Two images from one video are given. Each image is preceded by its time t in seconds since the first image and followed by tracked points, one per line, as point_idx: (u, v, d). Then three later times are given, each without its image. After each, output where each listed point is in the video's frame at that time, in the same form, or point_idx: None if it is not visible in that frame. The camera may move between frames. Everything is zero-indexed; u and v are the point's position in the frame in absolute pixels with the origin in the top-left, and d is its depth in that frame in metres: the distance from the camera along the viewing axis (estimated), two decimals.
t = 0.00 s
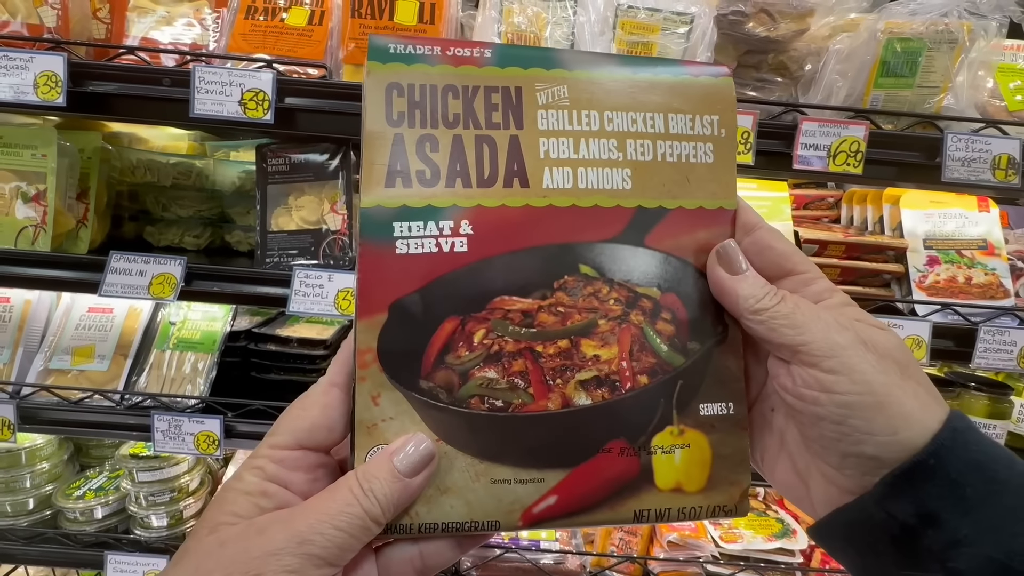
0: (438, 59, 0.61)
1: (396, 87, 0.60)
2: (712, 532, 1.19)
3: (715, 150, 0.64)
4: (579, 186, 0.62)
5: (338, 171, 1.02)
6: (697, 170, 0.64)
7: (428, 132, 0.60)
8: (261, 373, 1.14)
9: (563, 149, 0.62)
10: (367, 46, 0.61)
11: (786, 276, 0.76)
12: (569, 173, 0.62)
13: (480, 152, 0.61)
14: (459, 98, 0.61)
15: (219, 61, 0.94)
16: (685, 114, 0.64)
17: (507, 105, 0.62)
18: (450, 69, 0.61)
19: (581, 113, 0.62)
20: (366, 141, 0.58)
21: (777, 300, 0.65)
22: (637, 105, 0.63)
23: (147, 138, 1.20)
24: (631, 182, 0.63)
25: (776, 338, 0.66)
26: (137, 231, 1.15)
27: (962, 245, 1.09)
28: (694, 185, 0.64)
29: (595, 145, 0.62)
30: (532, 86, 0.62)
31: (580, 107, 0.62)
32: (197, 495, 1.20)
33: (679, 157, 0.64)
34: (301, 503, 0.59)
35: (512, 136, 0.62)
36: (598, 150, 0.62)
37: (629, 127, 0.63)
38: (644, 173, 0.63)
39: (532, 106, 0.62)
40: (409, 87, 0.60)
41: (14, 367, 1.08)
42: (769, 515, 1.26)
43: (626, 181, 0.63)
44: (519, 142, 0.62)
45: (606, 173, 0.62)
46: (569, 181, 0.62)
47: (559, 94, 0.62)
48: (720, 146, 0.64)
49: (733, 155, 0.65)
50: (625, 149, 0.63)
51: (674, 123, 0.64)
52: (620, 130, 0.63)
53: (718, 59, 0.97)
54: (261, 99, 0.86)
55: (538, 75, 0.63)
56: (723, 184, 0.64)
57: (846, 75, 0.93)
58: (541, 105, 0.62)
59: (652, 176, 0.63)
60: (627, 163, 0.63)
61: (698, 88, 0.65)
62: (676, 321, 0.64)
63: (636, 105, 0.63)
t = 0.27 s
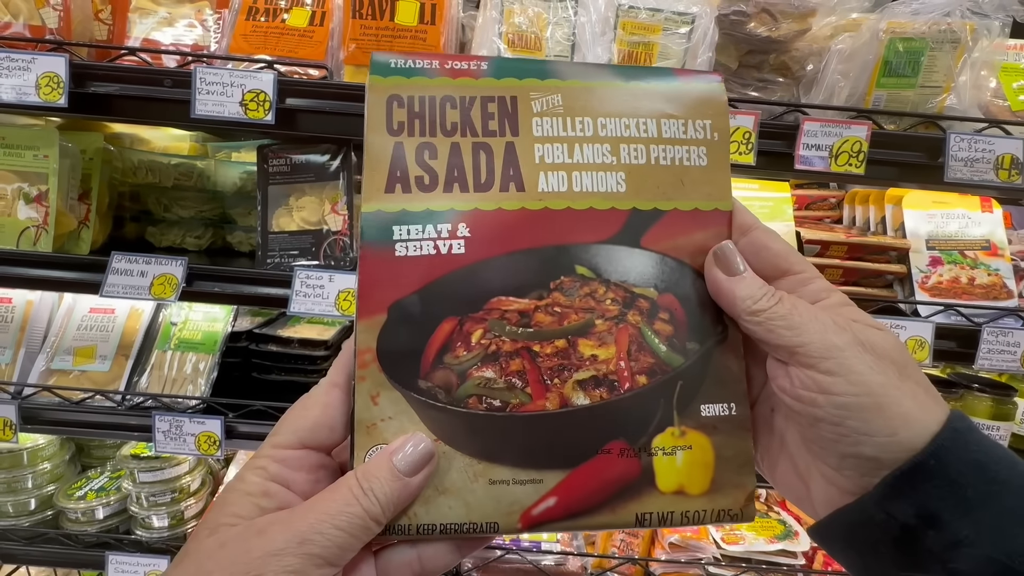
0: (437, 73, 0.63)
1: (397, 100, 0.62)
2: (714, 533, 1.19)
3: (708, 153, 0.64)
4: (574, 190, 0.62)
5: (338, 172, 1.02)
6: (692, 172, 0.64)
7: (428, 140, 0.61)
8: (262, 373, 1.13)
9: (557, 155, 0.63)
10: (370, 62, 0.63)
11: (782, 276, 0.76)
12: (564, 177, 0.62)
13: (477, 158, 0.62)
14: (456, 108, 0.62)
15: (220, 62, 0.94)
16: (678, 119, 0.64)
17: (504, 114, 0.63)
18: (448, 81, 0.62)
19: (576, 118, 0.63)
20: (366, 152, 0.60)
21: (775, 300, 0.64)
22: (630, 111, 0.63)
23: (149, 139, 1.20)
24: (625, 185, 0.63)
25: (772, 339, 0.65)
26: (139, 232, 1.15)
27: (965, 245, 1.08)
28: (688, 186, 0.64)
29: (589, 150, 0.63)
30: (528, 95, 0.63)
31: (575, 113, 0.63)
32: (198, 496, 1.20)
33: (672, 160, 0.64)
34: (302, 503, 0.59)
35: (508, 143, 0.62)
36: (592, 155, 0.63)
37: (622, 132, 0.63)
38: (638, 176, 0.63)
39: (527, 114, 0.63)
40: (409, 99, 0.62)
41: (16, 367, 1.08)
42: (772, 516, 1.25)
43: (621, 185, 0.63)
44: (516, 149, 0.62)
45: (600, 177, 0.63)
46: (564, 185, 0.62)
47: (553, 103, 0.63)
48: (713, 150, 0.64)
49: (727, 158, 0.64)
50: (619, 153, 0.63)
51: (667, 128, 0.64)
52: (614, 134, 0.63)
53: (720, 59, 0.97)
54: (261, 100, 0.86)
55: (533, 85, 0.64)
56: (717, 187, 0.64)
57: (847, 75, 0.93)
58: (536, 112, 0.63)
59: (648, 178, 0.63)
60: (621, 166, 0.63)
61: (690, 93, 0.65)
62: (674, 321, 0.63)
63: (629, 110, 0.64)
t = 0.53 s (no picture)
0: (443, 99, 0.65)
1: (407, 123, 0.64)
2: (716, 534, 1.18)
3: (701, 167, 0.65)
4: (572, 203, 0.63)
5: (339, 173, 1.02)
6: (687, 186, 0.64)
7: (434, 158, 0.63)
8: (262, 374, 1.13)
9: (556, 170, 0.64)
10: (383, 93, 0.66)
11: (777, 284, 0.75)
12: (563, 190, 0.63)
13: (479, 175, 0.63)
14: (461, 128, 0.64)
15: (221, 62, 0.94)
16: (672, 136, 0.65)
17: (505, 135, 0.64)
18: (454, 104, 0.65)
19: (573, 138, 0.64)
20: (377, 170, 0.62)
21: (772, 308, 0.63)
22: (626, 129, 0.65)
23: (151, 140, 1.20)
24: (622, 198, 0.64)
25: (769, 346, 0.64)
26: (140, 233, 1.15)
27: (969, 245, 1.07)
28: (683, 200, 0.64)
29: (586, 166, 0.64)
30: (528, 118, 0.65)
31: (573, 132, 0.65)
32: (199, 497, 1.21)
33: (665, 176, 0.64)
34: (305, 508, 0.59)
35: (510, 160, 0.64)
36: (590, 169, 0.64)
37: (619, 148, 0.64)
38: (635, 189, 0.64)
39: (528, 134, 0.65)
40: (419, 122, 0.64)
41: (17, 368, 1.08)
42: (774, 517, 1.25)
43: (617, 198, 0.63)
44: (517, 166, 0.64)
45: (597, 190, 0.64)
46: (563, 197, 0.63)
47: (551, 124, 0.65)
48: (707, 164, 0.65)
49: (720, 171, 0.65)
50: (615, 168, 0.64)
51: (661, 145, 0.65)
52: (611, 151, 0.64)
53: (722, 58, 0.96)
54: (262, 100, 0.86)
55: (533, 109, 0.66)
56: (712, 199, 0.64)
57: (850, 75, 0.92)
58: (536, 132, 0.65)
59: (644, 192, 0.64)
60: (618, 180, 0.64)
61: (683, 112, 0.66)
62: (675, 327, 0.63)
63: (624, 130, 0.65)
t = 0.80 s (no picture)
0: (444, 111, 0.65)
1: (410, 136, 0.64)
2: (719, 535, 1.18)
3: (700, 175, 0.65)
4: (572, 211, 0.63)
5: (339, 173, 1.02)
6: (685, 194, 0.64)
7: (437, 169, 0.63)
8: (263, 375, 1.14)
9: (555, 179, 0.64)
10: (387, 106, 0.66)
11: (778, 287, 0.75)
12: (563, 199, 0.63)
13: (480, 185, 0.63)
14: (463, 140, 0.64)
15: (220, 63, 0.94)
16: (670, 145, 0.65)
17: (506, 146, 0.65)
18: (456, 116, 0.65)
19: (573, 148, 0.65)
20: (383, 175, 0.62)
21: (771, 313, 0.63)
22: (625, 138, 0.65)
23: (151, 140, 1.21)
24: (621, 206, 0.63)
25: (767, 353, 0.63)
26: (141, 233, 1.15)
27: (971, 245, 1.07)
28: (682, 208, 0.64)
29: (586, 175, 0.64)
30: (528, 130, 0.65)
31: (573, 143, 0.65)
32: (199, 498, 1.21)
33: (664, 184, 0.64)
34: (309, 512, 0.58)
35: (511, 171, 0.64)
36: (589, 178, 0.64)
37: (617, 158, 0.64)
38: (635, 198, 0.64)
39: (528, 145, 0.65)
40: (422, 135, 0.64)
41: (18, 369, 1.09)
42: (776, 518, 1.24)
43: (617, 206, 0.63)
44: (517, 176, 0.64)
45: (596, 198, 0.63)
46: (563, 206, 0.63)
47: (551, 135, 0.65)
48: (705, 172, 0.65)
49: (718, 179, 0.64)
50: (614, 177, 0.64)
51: (659, 154, 0.65)
52: (610, 161, 0.64)
53: (722, 58, 0.96)
54: (261, 100, 0.86)
55: (533, 121, 0.66)
56: (710, 206, 0.64)
57: (852, 74, 0.92)
58: (536, 143, 0.65)
59: (644, 200, 0.64)
60: (617, 189, 0.64)
61: (680, 122, 0.66)
62: (676, 332, 0.63)
63: (623, 139, 0.65)
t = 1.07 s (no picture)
0: (444, 110, 0.65)
1: (409, 136, 0.64)
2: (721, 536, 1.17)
3: (702, 176, 0.64)
4: (573, 214, 0.63)
5: (339, 174, 1.02)
6: (687, 196, 0.64)
7: (436, 170, 0.63)
8: (262, 375, 1.13)
9: (556, 181, 0.64)
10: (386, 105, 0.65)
11: (780, 290, 0.75)
12: (563, 201, 0.63)
13: (480, 187, 0.63)
14: (463, 140, 0.64)
15: (219, 63, 0.93)
16: (671, 146, 0.65)
17: (506, 147, 0.64)
18: (457, 117, 0.64)
19: (574, 148, 0.64)
20: (382, 176, 0.62)
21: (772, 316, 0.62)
22: (626, 139, 0.65)
23: (151, 141, 1.20)
24: (622, 208, 0.63)
25: (770, 357, 0.63)
26: (141, 234, 1.15)
27: (973, 244, 1.07)
28: (684, 209, 0.64)
29: (586, 176, 0.64)
30: (528, 130, 0.65)
31: (573, 144, 0.64)
32: (200, 498, 1.21)
33: (666, 185, 0.64)
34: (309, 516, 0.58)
35: (510, 172, 0.63)
36: (590, 180, 0.64)
37: (618, 159, 0.64)
38: (636, 200, 0.63)
39: (528, 146, 0.64)
40: (421, 135, 0.64)
41: (18, 370, 1.09)
42: (778, 519, 1.24)
43: (617, 208, 0.63)
44: (517, 177, 0.63)
45: (597, 201, 0.63)
46: (564, 208, 0.63)
47: (551, 135, 0.65)
48: (707, 173, 0.64)
49: (721, 180, 0.64)
50: (616, 178, 0.64)
51: (661, 155, 0.65)
52: (611, 162, 0.64)
53: (722, 57, 0.96)
54: (261, 101, 0.86)
55: (534, 121, 0.66)
56: (712, 207, 0.64)
57: (852, 73, 0.92)
58: (537, 144, 0.64)
59: (645, 202, 0.63)
60: (618, 191, 0.63)
61: (682, 123, 0.66)
62: (676, 336, 0.63)
63: (625, 139, 0.65)
